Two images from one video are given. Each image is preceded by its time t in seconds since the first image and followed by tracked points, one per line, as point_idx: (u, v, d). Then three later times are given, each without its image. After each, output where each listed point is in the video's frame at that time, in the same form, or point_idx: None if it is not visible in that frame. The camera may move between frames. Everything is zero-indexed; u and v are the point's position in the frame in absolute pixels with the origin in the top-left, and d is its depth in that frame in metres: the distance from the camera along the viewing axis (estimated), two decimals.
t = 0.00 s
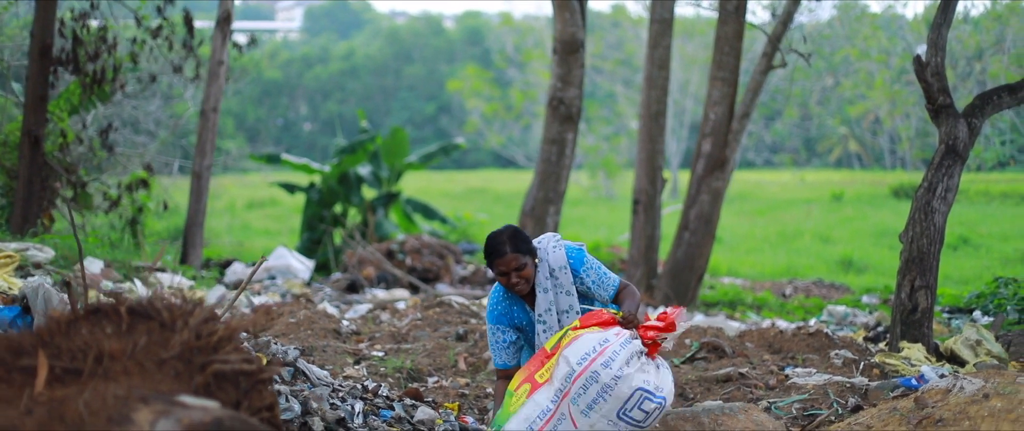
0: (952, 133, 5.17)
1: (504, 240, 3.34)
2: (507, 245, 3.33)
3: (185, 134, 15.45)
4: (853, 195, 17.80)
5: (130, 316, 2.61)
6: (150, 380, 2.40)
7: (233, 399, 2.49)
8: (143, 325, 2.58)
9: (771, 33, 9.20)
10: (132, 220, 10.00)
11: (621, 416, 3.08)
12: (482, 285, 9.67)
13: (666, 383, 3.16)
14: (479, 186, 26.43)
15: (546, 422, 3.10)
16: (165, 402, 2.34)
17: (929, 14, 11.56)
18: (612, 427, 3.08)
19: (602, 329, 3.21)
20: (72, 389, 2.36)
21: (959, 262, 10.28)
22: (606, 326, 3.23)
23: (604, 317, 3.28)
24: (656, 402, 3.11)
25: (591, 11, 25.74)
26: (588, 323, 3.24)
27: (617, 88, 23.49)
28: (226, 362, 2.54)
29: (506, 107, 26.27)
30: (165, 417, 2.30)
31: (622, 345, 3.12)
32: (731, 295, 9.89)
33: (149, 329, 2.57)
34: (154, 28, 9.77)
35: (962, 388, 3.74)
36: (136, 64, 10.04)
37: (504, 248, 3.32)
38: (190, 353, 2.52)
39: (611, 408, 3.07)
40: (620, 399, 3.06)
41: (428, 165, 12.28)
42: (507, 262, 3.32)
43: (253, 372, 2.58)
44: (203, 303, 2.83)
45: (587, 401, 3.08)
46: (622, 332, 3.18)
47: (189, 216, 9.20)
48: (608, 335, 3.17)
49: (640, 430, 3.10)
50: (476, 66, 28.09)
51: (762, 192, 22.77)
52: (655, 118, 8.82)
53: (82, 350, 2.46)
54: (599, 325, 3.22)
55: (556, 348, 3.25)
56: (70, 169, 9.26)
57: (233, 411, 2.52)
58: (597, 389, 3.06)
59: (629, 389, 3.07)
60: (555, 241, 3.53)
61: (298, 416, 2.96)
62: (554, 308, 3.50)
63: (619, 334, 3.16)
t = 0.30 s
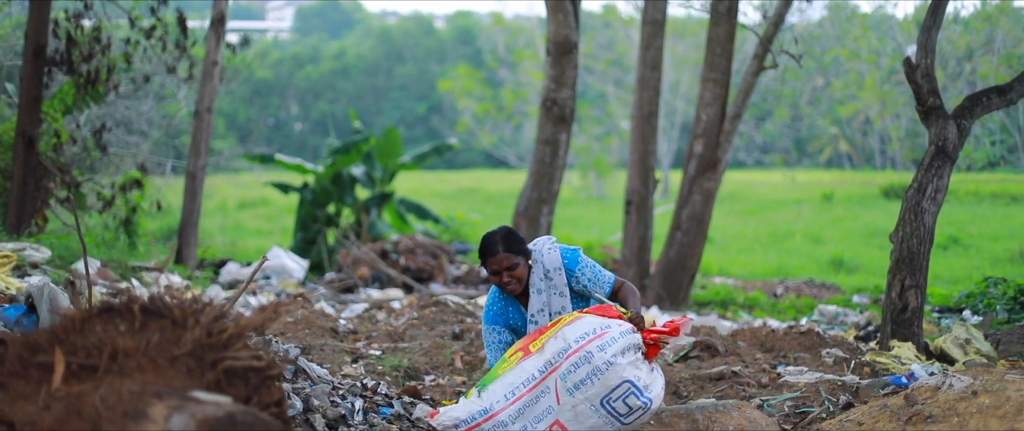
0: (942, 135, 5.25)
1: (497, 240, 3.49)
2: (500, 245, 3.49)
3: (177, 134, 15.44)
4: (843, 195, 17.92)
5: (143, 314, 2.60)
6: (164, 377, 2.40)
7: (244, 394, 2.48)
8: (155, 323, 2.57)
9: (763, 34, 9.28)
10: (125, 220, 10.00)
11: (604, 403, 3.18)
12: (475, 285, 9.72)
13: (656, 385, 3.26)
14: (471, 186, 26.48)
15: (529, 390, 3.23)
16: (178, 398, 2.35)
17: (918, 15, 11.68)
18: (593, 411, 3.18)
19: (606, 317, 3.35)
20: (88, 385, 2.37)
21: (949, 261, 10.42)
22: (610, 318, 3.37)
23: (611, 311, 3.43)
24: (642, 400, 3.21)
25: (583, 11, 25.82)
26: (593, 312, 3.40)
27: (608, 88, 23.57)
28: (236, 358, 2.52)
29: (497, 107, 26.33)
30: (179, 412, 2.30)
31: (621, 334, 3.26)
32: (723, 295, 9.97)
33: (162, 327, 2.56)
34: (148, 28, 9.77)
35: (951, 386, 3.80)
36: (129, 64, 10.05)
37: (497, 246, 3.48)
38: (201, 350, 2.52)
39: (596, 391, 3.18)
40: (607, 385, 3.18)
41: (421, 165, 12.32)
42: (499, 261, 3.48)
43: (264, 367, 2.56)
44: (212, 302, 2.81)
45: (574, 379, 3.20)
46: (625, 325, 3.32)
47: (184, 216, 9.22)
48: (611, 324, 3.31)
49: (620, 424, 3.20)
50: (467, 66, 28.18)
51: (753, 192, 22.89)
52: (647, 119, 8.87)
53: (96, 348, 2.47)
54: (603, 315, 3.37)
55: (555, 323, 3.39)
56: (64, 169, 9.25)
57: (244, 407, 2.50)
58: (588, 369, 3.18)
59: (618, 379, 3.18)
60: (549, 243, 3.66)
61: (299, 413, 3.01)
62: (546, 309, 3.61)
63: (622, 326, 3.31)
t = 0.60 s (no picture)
0: (930, 138, 5.34)
1: (500, 230, 3.59)
2: (503, 235, 3.58)
3: (169, 135, 15.45)
4: (834, 197, 18.05)
5: (154, 316, 2.59)
6: (175, 375, 2.41)
7: (253, 393, 2.52)
8: (166, 325, 2.56)
9: (754, 38, 9.36)
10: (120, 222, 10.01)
11: (597, 405, 3.26)
12: (469, 287, 9.79)
13: (649, 385, 3.32)
14: (464, 188, 26.56)
15: (526, 392, 3.32)
16: (190, 397, 2.37)
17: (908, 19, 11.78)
18: (586, 413, 3.26)
19: (601, 320, 3.41)
20: (103, 384, 2.37)
21: (940, 262, 10.55)
22: (605, 319, 3.42)
23: (608, 308, 3.48)
24: (634, 399, 3.28)
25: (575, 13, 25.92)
26: (588, 310, 3.45)
27: (600, 90, 23.66)
28: (244, 359, 2.55)
29: (489, 109, 26.41)
30: (190, 411, 2.33)
31: (614, 340, 3.31)
32: (714, 296, 10.06)
33: (172, 328, 2.55)
34: (142, 31, 9.81)
35: (936, 385, 3.89)
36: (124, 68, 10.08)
37: (499, 235, 3.58)
38: (210, 351, 2.52)
39: (589, 394, 3.25)
40: (599, 388, 3.25)
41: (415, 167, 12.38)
42: (501, 250, 3.58)
43: (270, 367, 2.59)
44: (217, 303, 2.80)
45: (568, 383, 3.28)
46: (617, 328, 3.37)
47: (179, 219, 9.24)
48: (604, 326, 3.37)
49: (614, 422, 3.29)
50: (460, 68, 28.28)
51: (744, 193, 23.02)
52: (639, 121, 8.95)
53: (110, 348, 2.47)
54: (598, 315, 3.42)
55: (553, 322, 3.47)
56: (59, 172, 9.26)
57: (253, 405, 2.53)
58: (580, 374, 3.25)
59: (610, 382, 3.25)
60: (551, 238, 3.73)
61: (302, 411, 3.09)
62: (544, 302, 3.70)
63: (614, 329, 3.35)
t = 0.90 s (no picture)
0: (918, 141, 5.43)
1: (514, 181, 3.54)
2: (517, 186, 3.53)
3: (162, 136, 15.48)
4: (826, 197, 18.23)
5: (164, 317, 2.45)
6: (183, 375, 2.28)
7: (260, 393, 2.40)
8: (174, 325, 2.42)
9: (746, 40, 9.47)
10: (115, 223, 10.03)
11: (567, 254, 3.13)
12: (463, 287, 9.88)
13: (624, 267, 3.17)
14: (457, 188, 26.69)
15: (506, 225, 3.26)
16: (198, 396, 2.24)
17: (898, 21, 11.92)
18: (555, 259, 3.14)
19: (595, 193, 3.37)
20: (114, 384, 2.25)
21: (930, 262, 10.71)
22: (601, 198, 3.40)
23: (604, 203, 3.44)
24: (605, 269, 3.13)
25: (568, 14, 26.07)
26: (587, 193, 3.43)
27: (593, 90, 23.79)
28: (250, 358, 2.42)
29: (482, 109, 26.52)
30: (199, 409, 2.20)
31: (604, 199, 3.26)
32: (706, 296, 10.16)
33: (180, 329, 2.41)
34: (138, 32, 9.83)
35: (922, 384, 3.97)
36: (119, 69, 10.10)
37: (513, 184, 3.53)
38: (217, 351, 2.39)
39: (564, 239, 3.15)
40: (575, 236, 3.15)
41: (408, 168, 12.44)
42: (513, 199, 3.51)
43: (277, 366, 2.49)
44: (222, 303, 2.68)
45: (547, 227, 3.20)
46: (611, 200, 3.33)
47: (175, 220, 9.27)
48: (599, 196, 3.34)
49: (578, 282, 3.11)
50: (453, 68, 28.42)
51: (736, 193, 23.16)
52: (632, 123, 9.04)
53: (120, 349, 2.33)
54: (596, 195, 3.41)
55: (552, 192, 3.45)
56: (54, 172, 9.28)
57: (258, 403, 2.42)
58: (562, 217, 3.18)
59: (588, 233, 3.15)
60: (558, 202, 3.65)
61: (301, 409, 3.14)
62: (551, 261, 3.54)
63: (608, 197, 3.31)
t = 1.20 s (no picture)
0: (908, 144, 5.52)
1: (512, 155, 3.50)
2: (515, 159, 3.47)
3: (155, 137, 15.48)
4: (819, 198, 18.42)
5: (174, 319, 2.51)
6: (193, 376, 2.33)
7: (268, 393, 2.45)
8: (184, 328, 2.47)
9: (738, 43, 9.56)
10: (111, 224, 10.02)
11: (559, 96, 3.37)
12: (457, 288, 9.96)
13: (609, 126, 3.33)
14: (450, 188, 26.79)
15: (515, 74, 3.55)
16: (209, 395, 2.29)
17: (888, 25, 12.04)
18: (547, 97, 3.37)
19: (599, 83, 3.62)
20: (127, 384, 2.30)
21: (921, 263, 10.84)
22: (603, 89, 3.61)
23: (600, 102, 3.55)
24: (589, 113, 3.33)
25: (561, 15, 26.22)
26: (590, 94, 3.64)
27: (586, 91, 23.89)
28: (258, 359, 2.48)
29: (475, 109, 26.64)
30: (210, 408, 2.24)
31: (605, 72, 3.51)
32: (698, 297, 10.25)
33: (190, 331, 2.46)
34: (133, 34, 9.83)
35: (910, 384, 4.06)
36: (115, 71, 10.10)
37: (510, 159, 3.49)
38: (226, 352, 2.45)
39: (559, 84, 3.40)
40: (571, 82, 3.40)
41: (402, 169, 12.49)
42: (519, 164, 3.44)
43: (283, 368, 2.54)
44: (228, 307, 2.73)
45: (549, 80, 3.47)
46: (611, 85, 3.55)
47: (171, 221, 9.28)
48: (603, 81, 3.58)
49: (561, 116, 3.32)
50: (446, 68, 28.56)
51: (728, 193, 23.33)
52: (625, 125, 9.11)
53: (133, 351, 2.39)
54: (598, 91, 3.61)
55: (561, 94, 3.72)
56: (50, 173, 9.28)
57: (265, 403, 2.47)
58: (564, 71, 3.46)
59: (582, 81, 3.40)
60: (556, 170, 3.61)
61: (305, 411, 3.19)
62: (558, 212, 3.50)
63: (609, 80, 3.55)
